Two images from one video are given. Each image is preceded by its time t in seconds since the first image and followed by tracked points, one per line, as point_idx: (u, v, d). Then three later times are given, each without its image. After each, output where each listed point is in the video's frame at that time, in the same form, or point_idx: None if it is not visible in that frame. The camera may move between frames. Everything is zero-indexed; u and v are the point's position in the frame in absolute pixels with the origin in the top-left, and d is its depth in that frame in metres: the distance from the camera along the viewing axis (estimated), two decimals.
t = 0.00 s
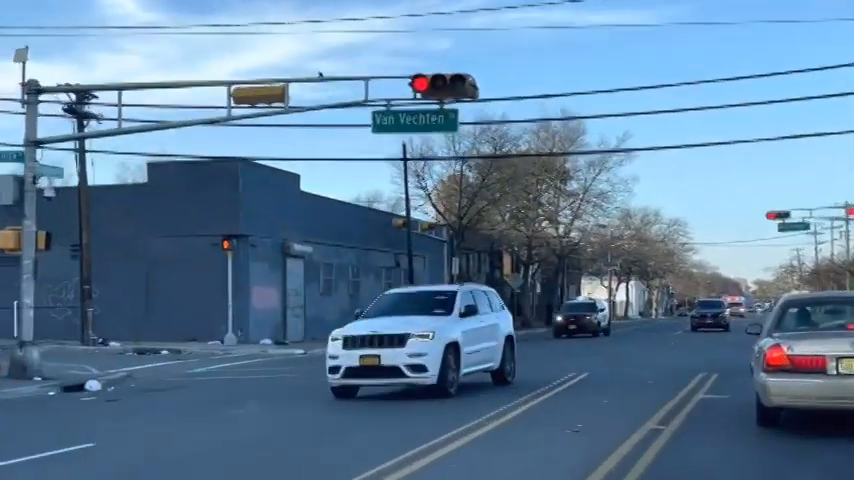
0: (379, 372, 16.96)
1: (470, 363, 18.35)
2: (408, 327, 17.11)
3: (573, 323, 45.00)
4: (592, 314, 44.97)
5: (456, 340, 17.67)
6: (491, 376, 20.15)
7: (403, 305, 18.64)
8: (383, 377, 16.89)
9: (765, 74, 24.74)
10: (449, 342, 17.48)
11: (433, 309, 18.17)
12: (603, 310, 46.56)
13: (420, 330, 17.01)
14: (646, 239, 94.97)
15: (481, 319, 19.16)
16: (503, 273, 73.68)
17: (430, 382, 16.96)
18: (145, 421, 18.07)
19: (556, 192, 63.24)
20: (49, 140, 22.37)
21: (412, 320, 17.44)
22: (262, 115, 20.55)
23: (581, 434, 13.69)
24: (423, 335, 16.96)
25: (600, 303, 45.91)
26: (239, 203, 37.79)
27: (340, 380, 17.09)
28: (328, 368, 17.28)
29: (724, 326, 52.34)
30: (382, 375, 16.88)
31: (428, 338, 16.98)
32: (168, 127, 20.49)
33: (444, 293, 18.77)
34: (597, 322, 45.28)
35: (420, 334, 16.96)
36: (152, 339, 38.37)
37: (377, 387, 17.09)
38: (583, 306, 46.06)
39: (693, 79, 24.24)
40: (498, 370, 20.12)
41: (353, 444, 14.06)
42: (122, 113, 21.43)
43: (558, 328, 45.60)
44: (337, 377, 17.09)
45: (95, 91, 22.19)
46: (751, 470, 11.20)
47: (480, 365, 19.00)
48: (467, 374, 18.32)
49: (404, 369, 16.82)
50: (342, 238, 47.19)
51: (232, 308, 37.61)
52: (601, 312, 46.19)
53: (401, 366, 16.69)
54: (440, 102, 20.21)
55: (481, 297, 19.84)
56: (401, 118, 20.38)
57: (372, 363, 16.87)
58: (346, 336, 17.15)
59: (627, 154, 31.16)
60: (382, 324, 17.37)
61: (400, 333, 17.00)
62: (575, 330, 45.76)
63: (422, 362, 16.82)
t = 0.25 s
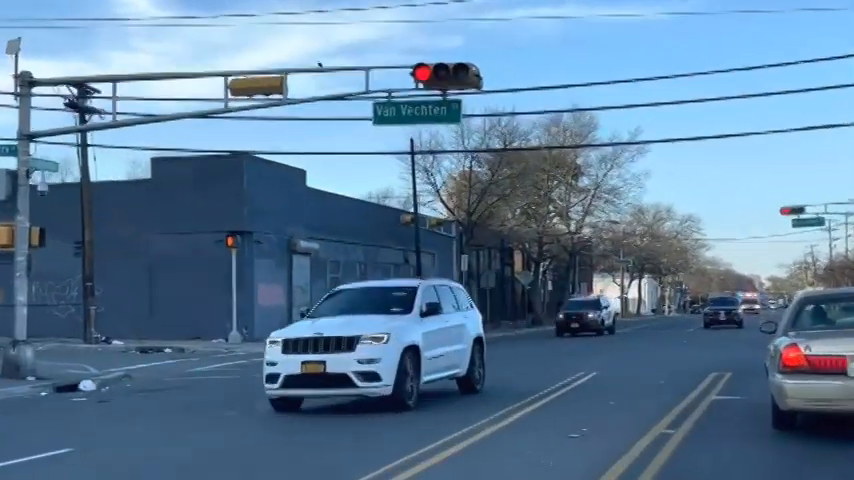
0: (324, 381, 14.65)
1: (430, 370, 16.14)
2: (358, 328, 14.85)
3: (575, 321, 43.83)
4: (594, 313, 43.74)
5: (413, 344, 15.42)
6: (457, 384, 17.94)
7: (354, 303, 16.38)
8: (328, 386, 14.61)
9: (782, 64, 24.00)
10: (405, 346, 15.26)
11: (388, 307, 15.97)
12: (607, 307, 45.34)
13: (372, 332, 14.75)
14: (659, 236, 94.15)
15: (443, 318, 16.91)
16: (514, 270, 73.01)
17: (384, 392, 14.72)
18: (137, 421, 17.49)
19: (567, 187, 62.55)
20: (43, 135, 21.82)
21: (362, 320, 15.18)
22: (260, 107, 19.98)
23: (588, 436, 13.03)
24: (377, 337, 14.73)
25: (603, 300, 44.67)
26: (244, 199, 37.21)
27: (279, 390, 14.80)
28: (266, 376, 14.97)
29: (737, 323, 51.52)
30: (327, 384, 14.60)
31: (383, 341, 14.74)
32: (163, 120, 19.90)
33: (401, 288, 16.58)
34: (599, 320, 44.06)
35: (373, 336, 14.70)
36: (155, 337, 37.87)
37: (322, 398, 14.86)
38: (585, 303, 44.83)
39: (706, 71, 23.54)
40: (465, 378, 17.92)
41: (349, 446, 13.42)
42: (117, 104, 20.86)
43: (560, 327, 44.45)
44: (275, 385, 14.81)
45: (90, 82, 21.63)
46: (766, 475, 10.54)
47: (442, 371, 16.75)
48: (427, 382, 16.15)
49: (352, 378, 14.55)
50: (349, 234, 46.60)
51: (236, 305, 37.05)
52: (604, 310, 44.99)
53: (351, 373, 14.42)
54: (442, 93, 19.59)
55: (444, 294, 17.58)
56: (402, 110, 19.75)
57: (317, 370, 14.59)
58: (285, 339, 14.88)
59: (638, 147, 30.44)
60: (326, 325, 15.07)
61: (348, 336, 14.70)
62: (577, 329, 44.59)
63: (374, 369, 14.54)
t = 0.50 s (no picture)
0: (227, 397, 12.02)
1: (362, 381, 13.48)
2: (272, 330, 12.22)
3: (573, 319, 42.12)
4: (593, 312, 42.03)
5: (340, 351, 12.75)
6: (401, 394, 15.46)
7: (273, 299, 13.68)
8: (232, 403, 11.98)
9: (796, 55, 23.28)
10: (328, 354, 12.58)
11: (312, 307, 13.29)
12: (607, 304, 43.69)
13: (288, 336, 12.11)
14: (669, 232, 93.31)
15: (384, 319, 14.28)
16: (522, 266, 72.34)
17: (302, 411, 12.09)
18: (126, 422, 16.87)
19: (576, 183, 61.79)
20: (32, 127, 21.23)
21: (277, 321, 12.53)
22: (254, 98, 19.40)
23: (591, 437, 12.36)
24: (294, 343, 12.08)
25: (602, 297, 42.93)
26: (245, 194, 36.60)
27: (172, 407, 12.18)
28: (155, 391, 12.33)
29: (748, 320, 50.76)
30: (229, 401, 11.97)
31: (301, 348, 12.09)
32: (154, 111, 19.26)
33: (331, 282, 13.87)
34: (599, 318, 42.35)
35: (288, 342, 12.05)
36: (155, 335, 37.31)
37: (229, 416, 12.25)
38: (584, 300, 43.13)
39: (717, 61, 22.85)
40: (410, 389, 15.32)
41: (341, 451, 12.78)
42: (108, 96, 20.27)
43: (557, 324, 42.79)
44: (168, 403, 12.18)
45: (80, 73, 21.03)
46: None
47: (380, 382, 14.12)
48: (359, 395, 13.48)
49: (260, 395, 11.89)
50: (354, 230, 45.99)
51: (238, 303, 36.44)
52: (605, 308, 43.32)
53: (258, 388, 11.81)
54: (442, 83, 18.94)
55: (386, 289, 14.94)
56: (400, 100, 19.13)
57: (218, 384, 11.96)
58: (182, 345, 12.24)
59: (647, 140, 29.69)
60: (231, 329, 12.38)
61: (257, 343, 12.05)
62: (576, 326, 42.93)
63: (287, 383, 11.92)
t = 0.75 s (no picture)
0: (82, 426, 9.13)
1: (270, 401, 10.59)
2: (144, 336, 9.33)
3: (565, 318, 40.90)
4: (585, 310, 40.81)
5: (238, 362, 9.93)
6: (329, 410, 12.56)
7: (162, 295, 10.81)
8: (88, 432, 9.06)
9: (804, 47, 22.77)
10: (219, 368, 9.73)
11: (208, 306, 10.42)
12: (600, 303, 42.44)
13: (164, 344, 9.25)
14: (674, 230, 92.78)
15: (303, 321, 11.37)
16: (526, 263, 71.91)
17: (186, 439, 9.25)
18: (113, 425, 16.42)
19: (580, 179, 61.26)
20: (21, 121, 20.74)
21: (153, 326, 9.62)
22: (245, 90, 18.92)
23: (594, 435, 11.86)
24: (173, 354, 9.23)
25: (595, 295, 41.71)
26: (243, 190, 36.12)
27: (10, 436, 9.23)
28: None
29: (753, 317, 50.19)
30: (85, 430, 9.07)
31: (182, 359, 9.25)
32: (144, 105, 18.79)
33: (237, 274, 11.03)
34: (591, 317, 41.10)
35: (164, 352, 9.20)
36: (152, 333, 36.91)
37: (94, 448, 9.39)
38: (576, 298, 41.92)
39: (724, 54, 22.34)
40: (340, 407, 12.46)
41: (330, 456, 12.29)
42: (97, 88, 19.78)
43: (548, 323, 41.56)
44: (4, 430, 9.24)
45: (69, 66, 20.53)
46: None
47: (298, 399, 11.21)
48: (265, 417, 10.58)
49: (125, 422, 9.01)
50: (355, 227, 45.53)
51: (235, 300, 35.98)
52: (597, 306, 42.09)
53: (121, 412, 8.94)
54: (438, 74, 18.42)
55: (308, 283, 11.99)
56: (396, 92, 18.65)
57: (71, 407, 9.03)
58: (27, 356, 9.33)
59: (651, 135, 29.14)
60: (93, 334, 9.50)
61: (122, 353, 9.14)
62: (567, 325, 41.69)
63: (161, 406, 9.07)
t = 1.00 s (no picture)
0: None
1: (85, 438, 7.64)
2: None
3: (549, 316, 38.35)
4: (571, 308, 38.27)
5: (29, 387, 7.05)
6: (194, 442, 9.58)
7: None
8: None
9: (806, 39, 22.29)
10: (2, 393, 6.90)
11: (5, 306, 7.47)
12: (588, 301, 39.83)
13: None
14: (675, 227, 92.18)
15: (147, 328, 8.38)
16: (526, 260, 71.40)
17: None
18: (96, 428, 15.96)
19: (580, 176, 60.72)
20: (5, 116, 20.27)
21: None
22: (233, 82, 18.43)
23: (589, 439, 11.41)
24: None
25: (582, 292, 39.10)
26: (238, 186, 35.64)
27: None
28: None
29: (755, 315, 49.72)
30: None
31: None
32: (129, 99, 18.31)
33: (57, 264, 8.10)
34: (577, 316, 38.53)
35: None
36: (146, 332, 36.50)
37: None
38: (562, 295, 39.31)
39: (724, 46, 21.85)
40: (206, 439, 9.45)
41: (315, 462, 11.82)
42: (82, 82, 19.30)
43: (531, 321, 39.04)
44: None
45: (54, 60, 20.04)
46: None
47: (131, 435, 8.20)
48: (79, 460, 7.65)
49: None
50: (352, 224, 45.04)
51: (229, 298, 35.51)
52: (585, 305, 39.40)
53: None
54: (431, 66, 17.94)
55: (170, 280, 9.05)
56: (388, 85, 18.13)
57: None
58: None
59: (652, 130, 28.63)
60: None
61: None
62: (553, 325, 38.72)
63: None
